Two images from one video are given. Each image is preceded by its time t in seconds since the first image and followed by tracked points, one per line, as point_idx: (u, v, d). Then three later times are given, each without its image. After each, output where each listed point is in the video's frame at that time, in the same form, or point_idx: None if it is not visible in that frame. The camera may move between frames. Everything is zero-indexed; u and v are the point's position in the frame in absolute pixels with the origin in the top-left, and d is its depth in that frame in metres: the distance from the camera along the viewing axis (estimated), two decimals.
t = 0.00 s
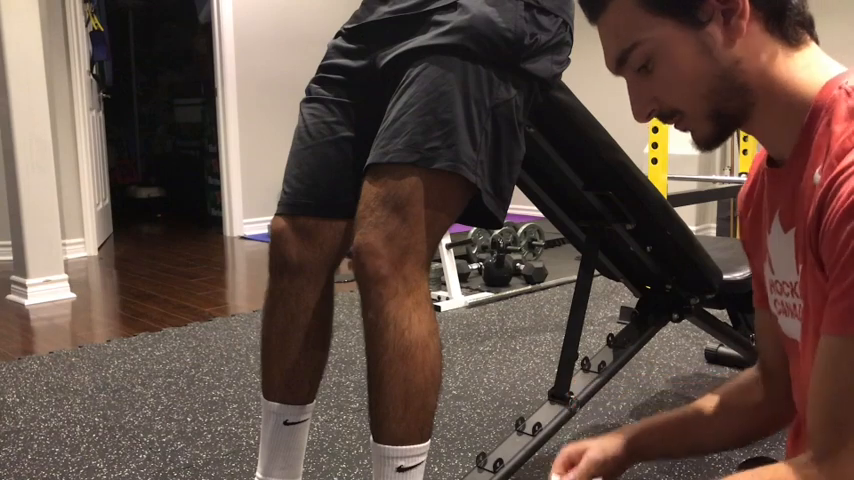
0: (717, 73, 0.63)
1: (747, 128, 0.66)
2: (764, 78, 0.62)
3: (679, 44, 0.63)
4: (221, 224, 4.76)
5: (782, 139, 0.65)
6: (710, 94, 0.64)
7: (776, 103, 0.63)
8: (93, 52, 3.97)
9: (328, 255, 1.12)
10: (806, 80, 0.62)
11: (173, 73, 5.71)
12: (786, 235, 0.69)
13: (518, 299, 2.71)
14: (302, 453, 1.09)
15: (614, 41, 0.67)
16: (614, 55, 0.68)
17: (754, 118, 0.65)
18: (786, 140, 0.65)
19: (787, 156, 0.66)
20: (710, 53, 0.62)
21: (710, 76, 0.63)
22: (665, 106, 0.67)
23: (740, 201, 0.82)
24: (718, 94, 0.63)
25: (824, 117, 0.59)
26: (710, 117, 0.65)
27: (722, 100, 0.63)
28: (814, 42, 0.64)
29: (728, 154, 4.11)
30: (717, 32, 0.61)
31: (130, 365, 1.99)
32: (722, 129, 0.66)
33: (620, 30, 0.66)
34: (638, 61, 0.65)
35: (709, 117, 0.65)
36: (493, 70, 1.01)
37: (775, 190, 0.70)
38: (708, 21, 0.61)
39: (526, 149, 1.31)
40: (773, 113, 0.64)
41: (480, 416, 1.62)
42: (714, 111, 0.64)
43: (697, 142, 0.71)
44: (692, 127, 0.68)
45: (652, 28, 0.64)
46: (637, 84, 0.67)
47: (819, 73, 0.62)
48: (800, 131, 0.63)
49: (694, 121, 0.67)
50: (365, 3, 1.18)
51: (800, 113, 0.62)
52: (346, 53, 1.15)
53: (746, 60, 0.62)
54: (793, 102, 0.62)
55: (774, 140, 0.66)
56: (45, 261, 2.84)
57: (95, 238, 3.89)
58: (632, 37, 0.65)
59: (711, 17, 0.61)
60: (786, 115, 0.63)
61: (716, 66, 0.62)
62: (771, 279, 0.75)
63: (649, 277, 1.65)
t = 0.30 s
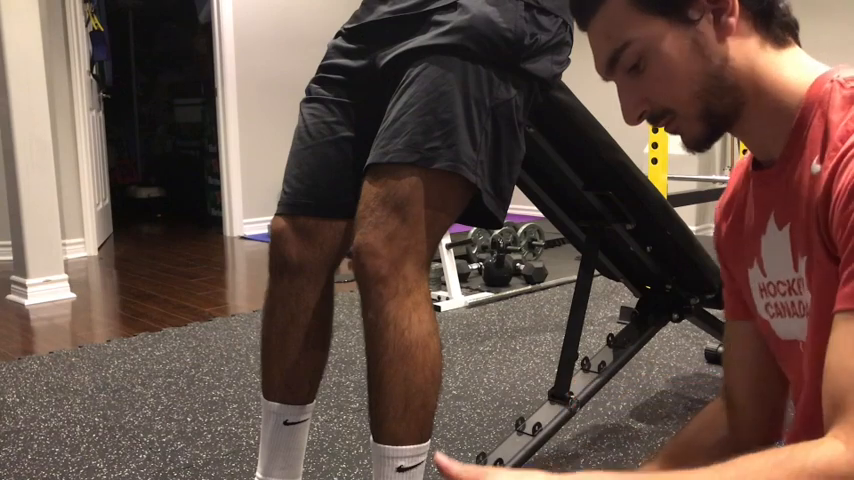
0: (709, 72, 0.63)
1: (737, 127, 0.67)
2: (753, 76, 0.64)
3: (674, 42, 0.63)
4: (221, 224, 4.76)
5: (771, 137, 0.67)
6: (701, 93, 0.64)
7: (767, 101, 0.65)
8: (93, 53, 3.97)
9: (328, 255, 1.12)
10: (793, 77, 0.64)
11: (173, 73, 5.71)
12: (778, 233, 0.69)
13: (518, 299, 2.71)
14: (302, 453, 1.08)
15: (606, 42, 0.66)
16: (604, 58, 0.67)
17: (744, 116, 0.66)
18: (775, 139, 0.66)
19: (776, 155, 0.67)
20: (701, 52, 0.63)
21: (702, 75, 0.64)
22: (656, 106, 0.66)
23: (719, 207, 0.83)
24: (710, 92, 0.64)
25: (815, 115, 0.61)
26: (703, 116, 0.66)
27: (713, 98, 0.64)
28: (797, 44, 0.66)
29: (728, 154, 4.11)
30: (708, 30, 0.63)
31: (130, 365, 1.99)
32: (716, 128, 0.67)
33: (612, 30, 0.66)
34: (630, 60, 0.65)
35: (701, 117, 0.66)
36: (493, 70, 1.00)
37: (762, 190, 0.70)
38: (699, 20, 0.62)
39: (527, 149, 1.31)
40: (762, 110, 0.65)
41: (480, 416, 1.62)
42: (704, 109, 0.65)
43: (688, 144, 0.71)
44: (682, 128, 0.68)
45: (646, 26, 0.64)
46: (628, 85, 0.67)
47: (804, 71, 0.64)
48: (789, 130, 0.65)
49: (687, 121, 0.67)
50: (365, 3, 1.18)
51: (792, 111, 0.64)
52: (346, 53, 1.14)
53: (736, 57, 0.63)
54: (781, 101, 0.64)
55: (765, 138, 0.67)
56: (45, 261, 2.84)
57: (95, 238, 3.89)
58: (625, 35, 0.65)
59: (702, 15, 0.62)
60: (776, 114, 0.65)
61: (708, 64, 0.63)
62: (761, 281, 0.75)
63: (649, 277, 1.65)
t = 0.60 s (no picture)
0: (704, 71, 0.64)
1: (731, 129, 0.68)
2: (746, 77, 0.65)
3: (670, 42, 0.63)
4: (220, 224, 4.76)
5: (764, 138, 0.67)
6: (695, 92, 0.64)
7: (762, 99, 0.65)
8: (93, 52, 3.97)
9: (328, 255, 1.12)
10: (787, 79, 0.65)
11: (173, 73, 5.71)
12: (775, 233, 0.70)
13: (518, 299, 2.71)
14: (302, 453, 1.09)
15: (601, 41, 0.66)
16: (599, 57, 0.67)
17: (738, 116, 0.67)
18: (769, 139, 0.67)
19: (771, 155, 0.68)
20: (696, 52, 0.63)
21: (695, 73, 0.64)
22: (651, 105, 0.66)
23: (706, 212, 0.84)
24: (703, 91, 0.64)
25: (810, 114, 0.63)
26: (696, 116, 0.66)
27: (706, 97, 0.65)
28: (789, 46, 0.67)
29: (728, 154, 4.11)
30: (702, 28, 0.63)
31: (129, 365, 1.99)
32: (710, 128, 0.67)
33: (607, 29, 0.65)
34: (625, 59, 0.65)
35: (695, 116, 0.66)
36: (493, 70, 1.01)
37: (755, 191, 0.71)
38: (693, 20, 0.63)
39: (527, 149, 1.31)
40: (758, 110, 0.66)
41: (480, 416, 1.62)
42: (697, 109, 0.65)
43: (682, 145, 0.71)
44: (677, 128, 0.68)
45: (642, 24, 0.64)
46: (623, 86, 0.67)
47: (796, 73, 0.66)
48: (782, 131, 0.66)
49: (681, 121, 0.67)
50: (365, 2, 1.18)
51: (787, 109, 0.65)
52: (346, 53, 1.14)
53: (729, 56, 0.64)
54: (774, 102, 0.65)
55: (758, 140, 0.68)
56: (45, 261, 2.84)
57: (95, 238, 3.88)
58: (622, 33, 0.64)
59: (697, 14, 0.63)
60: (769, 115, 0.66)
61: (701, 63, 0.64)
62: (756, 283, 0.75)
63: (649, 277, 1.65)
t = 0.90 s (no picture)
0: (704, 67, 0.63)
1: (731, 126, 0.68)
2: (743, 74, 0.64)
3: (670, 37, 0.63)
4: (220, 224, 4.76)
5: (766, 136, 0.67)
6: (694, 89, 0.64)
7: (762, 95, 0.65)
8: (93, 52, 3.97)
9: (328, 255, 1.12)
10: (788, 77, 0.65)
11: (173, 73, 5.71)
12: (775, 233, 0.70)
13: (518, 299, 2.71)
14: (302, 454, 1.09)
15: (603, 35, 0.67)
16: (601, 51, 0.67)
17: (736, 113, 0.66)
18: (770, 136, 0.67)
19: (772, 152, 0.68)
20: (696, 48, 0.63)
21: (694, 70, 0.64)
22: (650, 101, 0.66)
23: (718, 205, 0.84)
24: (702, 88, 0.64)
25: (809, 115, 0.62)
26: (695, 113, 0.66)
27: (705, 93, 0.64)
28: (793, 45, 0.67)
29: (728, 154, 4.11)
30: (704, 25, 0.63)
31: (130, 365, 1.99)
32: (710, 126, 0.67)
33: (610, 24, 0.66)
34: (626, 54, 0.65)
35: (694, 113, 0.66)
36: (493, 70, 1.01)
37: (758, 187, 0.71)
38: (695, 16, 0.63)
39: (527, 149, 1.31)
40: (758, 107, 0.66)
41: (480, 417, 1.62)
42: (697, 105, 0.65)
43: (681, 142, 0.71)
44: (676, 124, 0.67)
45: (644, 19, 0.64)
46: (623, 81, 0.67)
47: (796, 71, 0.65)
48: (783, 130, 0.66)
49: (680, 118, 0.66)
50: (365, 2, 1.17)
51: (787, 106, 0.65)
52: (346, 53, 1.14)
53: (730, 53, 0.64)
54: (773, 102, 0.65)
55: (761, 137, 0.68)
56: (45, 261, 2.84)
57: (95, 238, 3.88)
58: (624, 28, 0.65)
59: (699, 11, 0.63)
60: (769, 113, 0.66)
61: (701, 59, 0.63)
62: (758, 280, 0.75)
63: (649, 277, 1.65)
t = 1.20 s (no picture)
0: (725, 62, 0.62)
1: (750, 121, 0.67)
2: (766, 70, 0.63)
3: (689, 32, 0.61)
4: (221, 224, 4.75)
5: (785, 133, 0.66)
6: (715, 84, 0.63)
7: (783, 93, 0.64)
8: (93, 52, 3.96)
9: (328, 255, 1.12)
10: (811, 76, 0.64)
11: (172, 73, 5.71)
12: (787, 231, 0.69)
13: (518, 299, 2.71)
14: (302, 454, 1.09)
15: (624, 25, 0.65)
16: (621, 40, 0.66)
17: (756, 109, 0.65)
18: (789, 134, 0.66)
19: (789, 149, 0.67)
20: (719, 43, 0.61)
21: (716, 64, 0.62)
22: (669, 92, 0.65)
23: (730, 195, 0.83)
24: (722, 83, 0.63)
25: (828, 115, 0.61)
26: (713, 108, 0.65)
27: (725, 88, 0.63)
28: (818, 39, 0.65)
29: (728, 154, 4.11)
30: (727, 20, 0.61)
31: (130, 365, 1.99)
32: (726, 121, 0.66)
33: (630, 14, 0.64)
34: (647, 44, 0.63)
35: (712, 107, 0.65)
36: (493, 70, 1.01)
37: (773, 183, 0.71)
38: (719, 9, 0.60)
39: (527, 149, 1.32)
40: (777, 105, 0.65)
41: (480, 416, 1.62)
42: (716, 100, 0.64)
43: (699, 134, 0.71)
44: (695, 116, 0.67)
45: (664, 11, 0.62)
46: (641, 70, 0.66)
47: (821, 70, 0.64)
48: (800, 128, 0.65)
49: (698, 110, 0.66)
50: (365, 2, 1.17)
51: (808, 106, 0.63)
52: (346, 53, 1.14)
53: (753, 48, 0.62)
54: (792, 101, 0.64)
55: (778, 133, 0.67)
56: (45, 261, 2.84)
57: (95, 238, 3.88)
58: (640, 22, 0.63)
59: (722, 5, 0.60)
60: (789, 111, 0.65)
61: (724, 54, 0.62)
62: (770, 275, 0.75)
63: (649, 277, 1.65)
